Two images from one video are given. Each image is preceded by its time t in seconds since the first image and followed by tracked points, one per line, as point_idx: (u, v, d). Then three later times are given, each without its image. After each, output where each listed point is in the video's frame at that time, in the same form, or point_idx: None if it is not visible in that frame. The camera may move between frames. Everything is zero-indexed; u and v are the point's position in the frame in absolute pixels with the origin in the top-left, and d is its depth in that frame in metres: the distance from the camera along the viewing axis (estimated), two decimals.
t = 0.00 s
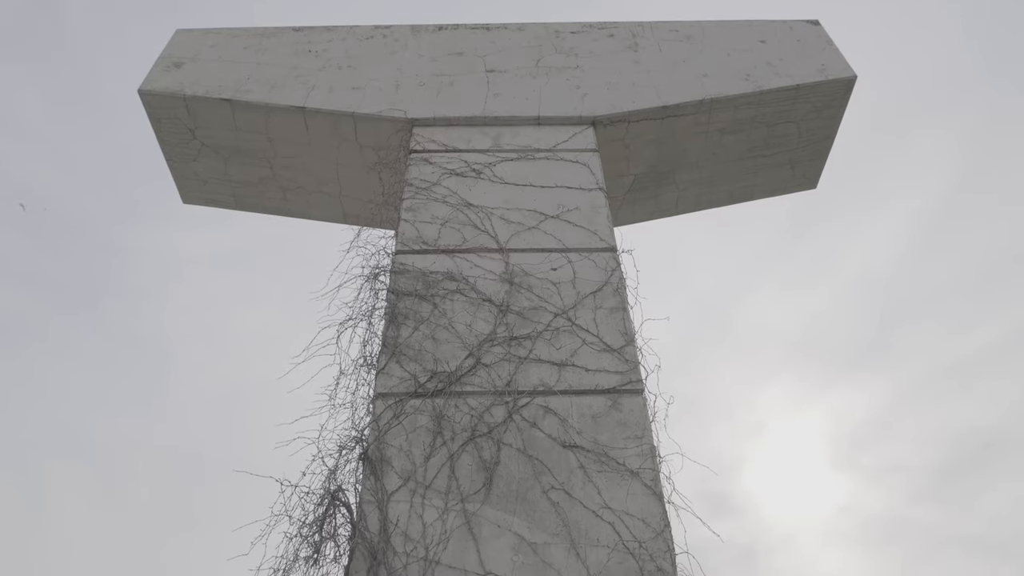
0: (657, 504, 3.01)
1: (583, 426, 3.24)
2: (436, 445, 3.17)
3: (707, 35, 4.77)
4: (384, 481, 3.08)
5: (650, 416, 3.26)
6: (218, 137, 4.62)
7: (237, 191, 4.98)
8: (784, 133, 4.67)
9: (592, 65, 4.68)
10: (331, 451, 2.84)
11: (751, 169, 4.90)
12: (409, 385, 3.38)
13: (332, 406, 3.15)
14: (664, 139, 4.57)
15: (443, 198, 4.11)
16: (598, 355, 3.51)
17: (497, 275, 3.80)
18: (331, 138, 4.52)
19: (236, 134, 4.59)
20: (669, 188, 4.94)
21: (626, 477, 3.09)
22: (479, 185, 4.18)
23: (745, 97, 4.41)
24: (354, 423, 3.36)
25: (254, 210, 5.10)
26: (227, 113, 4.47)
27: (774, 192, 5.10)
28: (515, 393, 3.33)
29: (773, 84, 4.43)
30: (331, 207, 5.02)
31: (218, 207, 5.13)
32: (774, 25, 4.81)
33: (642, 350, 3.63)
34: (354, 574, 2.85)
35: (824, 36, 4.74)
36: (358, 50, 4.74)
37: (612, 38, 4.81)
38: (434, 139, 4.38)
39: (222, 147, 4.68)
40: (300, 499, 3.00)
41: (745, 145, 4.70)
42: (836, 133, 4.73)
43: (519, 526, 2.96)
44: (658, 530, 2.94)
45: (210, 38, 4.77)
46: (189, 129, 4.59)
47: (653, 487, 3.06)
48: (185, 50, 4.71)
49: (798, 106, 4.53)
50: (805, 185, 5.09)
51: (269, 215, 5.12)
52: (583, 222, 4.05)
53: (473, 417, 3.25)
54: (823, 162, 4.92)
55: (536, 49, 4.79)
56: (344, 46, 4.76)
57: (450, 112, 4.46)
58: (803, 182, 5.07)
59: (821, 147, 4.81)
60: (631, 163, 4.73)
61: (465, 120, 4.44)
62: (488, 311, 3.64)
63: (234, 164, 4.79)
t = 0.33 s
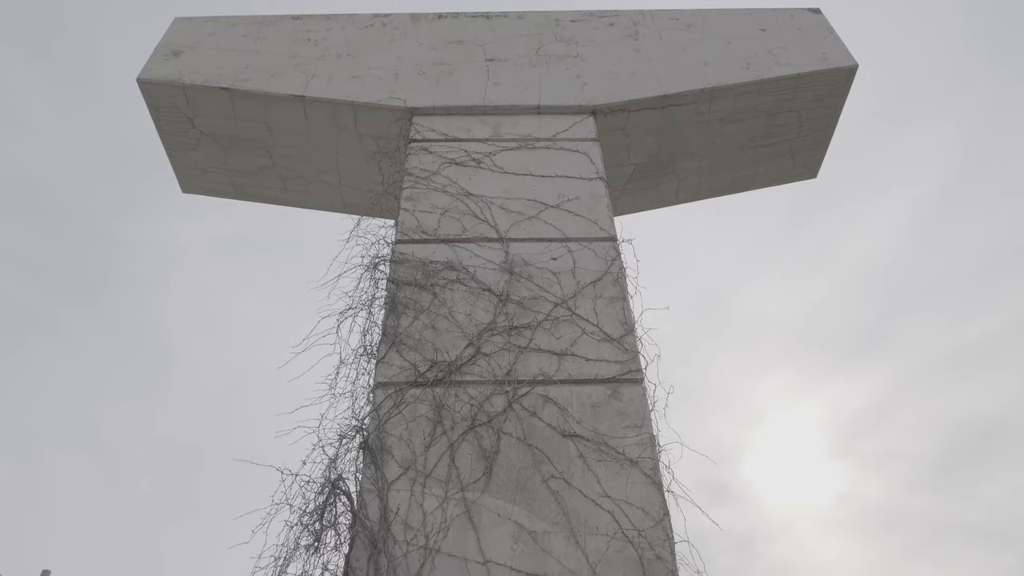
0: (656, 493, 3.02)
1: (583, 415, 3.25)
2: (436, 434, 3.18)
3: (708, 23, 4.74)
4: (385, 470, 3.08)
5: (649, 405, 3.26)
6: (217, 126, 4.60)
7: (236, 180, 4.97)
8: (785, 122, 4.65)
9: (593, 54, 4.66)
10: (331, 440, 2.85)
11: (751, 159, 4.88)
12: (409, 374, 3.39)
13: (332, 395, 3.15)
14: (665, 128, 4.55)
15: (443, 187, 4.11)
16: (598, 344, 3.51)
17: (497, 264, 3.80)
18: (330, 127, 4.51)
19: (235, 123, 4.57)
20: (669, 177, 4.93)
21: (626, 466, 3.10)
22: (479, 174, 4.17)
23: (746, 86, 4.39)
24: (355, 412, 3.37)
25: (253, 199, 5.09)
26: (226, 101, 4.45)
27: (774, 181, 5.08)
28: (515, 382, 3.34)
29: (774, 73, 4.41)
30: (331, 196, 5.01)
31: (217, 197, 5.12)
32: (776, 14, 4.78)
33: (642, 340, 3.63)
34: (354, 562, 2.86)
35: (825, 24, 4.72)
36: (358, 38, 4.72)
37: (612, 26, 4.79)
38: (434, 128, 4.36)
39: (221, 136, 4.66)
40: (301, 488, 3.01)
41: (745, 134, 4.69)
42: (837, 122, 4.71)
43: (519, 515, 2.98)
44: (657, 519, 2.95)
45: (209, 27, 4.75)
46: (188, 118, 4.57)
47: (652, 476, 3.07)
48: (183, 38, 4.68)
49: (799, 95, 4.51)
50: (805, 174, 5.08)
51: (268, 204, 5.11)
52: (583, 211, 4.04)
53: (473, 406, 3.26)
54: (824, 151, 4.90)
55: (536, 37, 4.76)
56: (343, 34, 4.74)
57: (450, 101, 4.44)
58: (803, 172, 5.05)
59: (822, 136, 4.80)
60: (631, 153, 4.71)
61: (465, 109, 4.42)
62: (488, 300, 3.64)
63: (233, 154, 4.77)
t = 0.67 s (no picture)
0: (655, 481, 3.03)
1: (583, 404, 3.26)
2: (436, 423, 3.19)
3: (709, 11, 4.72)
4: (385, 458, 3.09)
5: (649, 394, 3.27)
6: (216, 114, 4.58)
7: (235, 169, 4.95)
8: (786, 111, 4.64)
9: (594, 42, 4.64)
10: (332, 428, 2.86)
11: (752, 148, 4.87)
12: (409, 363, 3.39)
13: (332, 384, 3.16)
14: (665, 116, 4.54)
15: (443, 176, 4.10)
16: (598, 333, 3.52)
17: (497, 253, 3.79)
18: (329, 115, 4.49)
19: (234, 112, 4.56)
20: (670, 166, 4.92)
21: (626, 455, 3.11)
22: (479, 163, 4.16)
23: (747, 74, 4.37)
24: (355, 401, 3.38)
25: (253, 187, 5.08)
26: (225, 90, 4.43)
27: (774, 170, 5.07)
28: (515, 371, 3.34)
29: (776, 61, 4.39)
30: (330, 184, 5.00)
31: (216, 185, 5.11)
32: (777, 2, 4.76)
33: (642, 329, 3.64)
34: (355, 550, 2.87)
35: (827, 12, 4.69)
36: (357, 26, 4.69)
37: (613, 14, 4.76)
38: (434, 116, 4.35)
39: (220, 124, 4.65)
40: (301, 475, 3.02)
41: (746, 123, 4.68)
42: (838, 111, 4.69)
43: (519, 503, 2.99)
44: (657, 507, 2.96)
45: (207, 14, 4.72)
46: (187, 106, 4.56)
47: (652, 464, 3.08)
48: (181, 26, 4.66)
49: (801, 83, 4.49)
50: (806, 163, 5.06)
51: (268, 193, 5.10)
52: (583, 200, 4.04)
53: (473, 394, 3.27)
54: (825, 140, 4.88)
55: (536, 25, 4.74)
56: (342, 22, 4.71)
57: (450, 89, 4.42)
58: (804, 161, 5.04)
59: (823, 125, 4.78)
60: (631, 141, 4.70)
61: (465, 97, 4.41)
62: (488, 289, 3.64)
63: (232, 142, 4.76)
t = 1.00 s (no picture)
0: (655, 466, 3.04)
1: (583, 389, 3.27)
2: (436, 408, 3.20)
3: None
4: (385, 443, 3.10)
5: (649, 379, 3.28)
6: (215, 99, 4.56)
7: (235, 154, 4.94)
8: (787, 96, 4.62)
9: (594, 26, 4.61)
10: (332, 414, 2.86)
11: (753, 133, 4.85)
12: (409, 348, 3.40)
13: (333, 369, 3.16)
14: (666, 101, 4.52)
15: (443, 161, 4.08)
16: (598, 319, 3.52)
17: (497, 239, 3.79)
18: (329, 100, 4.47)
19: (233, 97, 4.53)
20: (670, 151, 4.90)
21: (625, 440, 3.12)
22: (479, 148, 4.15)
23: (749, 59, 4.35)
24: (355, 386, 3.39)
25: (253, 173, 5.07)
26: (224, 75, 4.40)
27: (776, 156, 5.06)
28: (515, 356, 3.35)
29: (777, 46, 4.36)
30: (330, 170, 4.98)
31: (216, 171, 5.10)
32: None
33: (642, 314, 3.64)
34: (356, 534, 2.89)
35: None
36: (356, 11, 4.66)
37: None
38: (433, 101, 4.33)
39: (219, 109, 4.63)
40: (302, 460, 3.04)
41: (747, 108, 4.66)
42: (840, 96, 4.67)
43: (519, 488, 3.00)
44: (656, 492, 2.97)
45: None
46: (185, 91, 4.53)
47: (651, 449, 3.09)
48: (179, 10, 4.62)
49: (802, 68, 4.46)
50: (807, 149, 5.04)
51: (268, 178, 5.09)
52: (583, 186, 4.03)
53: (473, 379, 3.27)
54: (826, 126, 4.86)
55: (537, 10, 4.70)
56: (341, 6, 4.68)
57: (450, 74, 4.40)
58: (806, 146, 5.02)
59: (825, 110, 4.76)
60: (632, 127, 4.68)
61: (464, 82, 4.38)
62: (488, 275, 3.64)
63: (231, 127, 4.74)
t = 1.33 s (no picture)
0: (653, 445, 3.06)
1: (582, 369, 3.28)
2: (436, 387, 3.21)
3: None
4: (386, 422, 3.12)
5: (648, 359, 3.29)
6: (213, 78, 4.53)
7: (234, 134, 4.91)
8: (789, 75, 4.59)
9: (595, 4, 4.56)
10: (333, 392, 2.88)
11: (755, 112, 4.82)
12: (410, 328, 3.40)
13: (333, 349, 3.17)
14: (667, 80, 4.48)
15: (443, 140, 4.06)
16: (598, 299, 3.52)
17: (497, 219, 3.78)
18: (327, 79, 4.44)
19: (231, 75, 4.50)
20: (671, 130, 4.87)
21: (624, 419, 3.14)
22: (479, 127, 4.13)
23: (751, 37, 4.31)
24: (356, 366, 3.40)
25: (252, 152, 5.04)
26: (222, 53, 4.37)
27: (777, 135, 5.03)
28: (515, 336, 3.35)
29: (780, 24, 4.32)
30: (329, 149, 4.96)
31: (215, 150, 5.07)
32: None
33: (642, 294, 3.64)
34: (357, 512, 2.91)
35: None
36: None
37: None
38: (433, 80, 4.29)
39: (217, 88, 4.60)
40: (303, 439, 3.05)
41: (750, 87, 4.62)
42: (843, 74, 4.63)
43: (518, 466, 3.02)
44: (654, 471, 2.99)
45: None
46: (183, 69, 4.50)
47: (650, 428, 3.10)
48: None
49: (805, 46, 4.43)
50: (810, 128, 5.01)
51: (266, 158, 5.06)
52: (583, 165, 4.01)
53: (473, 359, 3.28)
54: (829, 105, 4.83)
55: None
56: None
57: (449, 52, 4.36)
58: (808, 126, 4.99)
59: (828, 89, 4.72)
60: (633, 106, 4.65)
61: (464, 60, 4.35)
62: (488, 255, 3.64)
63: (230, 106, 4.71)
